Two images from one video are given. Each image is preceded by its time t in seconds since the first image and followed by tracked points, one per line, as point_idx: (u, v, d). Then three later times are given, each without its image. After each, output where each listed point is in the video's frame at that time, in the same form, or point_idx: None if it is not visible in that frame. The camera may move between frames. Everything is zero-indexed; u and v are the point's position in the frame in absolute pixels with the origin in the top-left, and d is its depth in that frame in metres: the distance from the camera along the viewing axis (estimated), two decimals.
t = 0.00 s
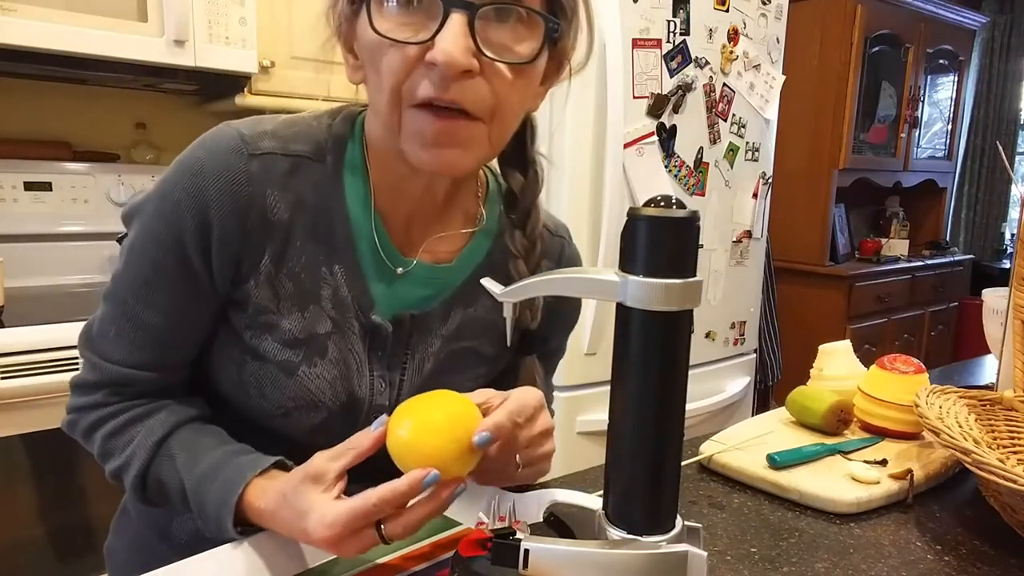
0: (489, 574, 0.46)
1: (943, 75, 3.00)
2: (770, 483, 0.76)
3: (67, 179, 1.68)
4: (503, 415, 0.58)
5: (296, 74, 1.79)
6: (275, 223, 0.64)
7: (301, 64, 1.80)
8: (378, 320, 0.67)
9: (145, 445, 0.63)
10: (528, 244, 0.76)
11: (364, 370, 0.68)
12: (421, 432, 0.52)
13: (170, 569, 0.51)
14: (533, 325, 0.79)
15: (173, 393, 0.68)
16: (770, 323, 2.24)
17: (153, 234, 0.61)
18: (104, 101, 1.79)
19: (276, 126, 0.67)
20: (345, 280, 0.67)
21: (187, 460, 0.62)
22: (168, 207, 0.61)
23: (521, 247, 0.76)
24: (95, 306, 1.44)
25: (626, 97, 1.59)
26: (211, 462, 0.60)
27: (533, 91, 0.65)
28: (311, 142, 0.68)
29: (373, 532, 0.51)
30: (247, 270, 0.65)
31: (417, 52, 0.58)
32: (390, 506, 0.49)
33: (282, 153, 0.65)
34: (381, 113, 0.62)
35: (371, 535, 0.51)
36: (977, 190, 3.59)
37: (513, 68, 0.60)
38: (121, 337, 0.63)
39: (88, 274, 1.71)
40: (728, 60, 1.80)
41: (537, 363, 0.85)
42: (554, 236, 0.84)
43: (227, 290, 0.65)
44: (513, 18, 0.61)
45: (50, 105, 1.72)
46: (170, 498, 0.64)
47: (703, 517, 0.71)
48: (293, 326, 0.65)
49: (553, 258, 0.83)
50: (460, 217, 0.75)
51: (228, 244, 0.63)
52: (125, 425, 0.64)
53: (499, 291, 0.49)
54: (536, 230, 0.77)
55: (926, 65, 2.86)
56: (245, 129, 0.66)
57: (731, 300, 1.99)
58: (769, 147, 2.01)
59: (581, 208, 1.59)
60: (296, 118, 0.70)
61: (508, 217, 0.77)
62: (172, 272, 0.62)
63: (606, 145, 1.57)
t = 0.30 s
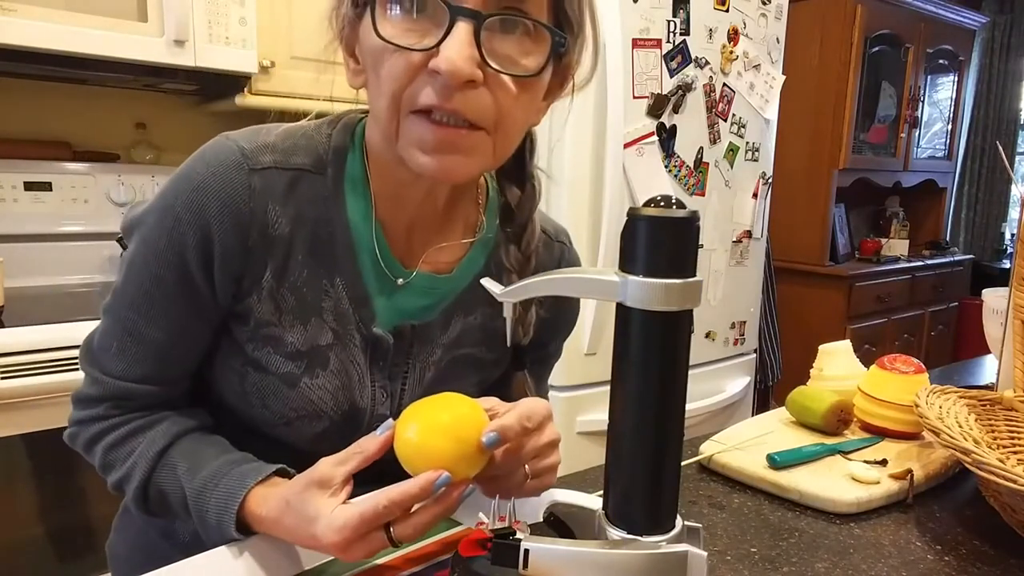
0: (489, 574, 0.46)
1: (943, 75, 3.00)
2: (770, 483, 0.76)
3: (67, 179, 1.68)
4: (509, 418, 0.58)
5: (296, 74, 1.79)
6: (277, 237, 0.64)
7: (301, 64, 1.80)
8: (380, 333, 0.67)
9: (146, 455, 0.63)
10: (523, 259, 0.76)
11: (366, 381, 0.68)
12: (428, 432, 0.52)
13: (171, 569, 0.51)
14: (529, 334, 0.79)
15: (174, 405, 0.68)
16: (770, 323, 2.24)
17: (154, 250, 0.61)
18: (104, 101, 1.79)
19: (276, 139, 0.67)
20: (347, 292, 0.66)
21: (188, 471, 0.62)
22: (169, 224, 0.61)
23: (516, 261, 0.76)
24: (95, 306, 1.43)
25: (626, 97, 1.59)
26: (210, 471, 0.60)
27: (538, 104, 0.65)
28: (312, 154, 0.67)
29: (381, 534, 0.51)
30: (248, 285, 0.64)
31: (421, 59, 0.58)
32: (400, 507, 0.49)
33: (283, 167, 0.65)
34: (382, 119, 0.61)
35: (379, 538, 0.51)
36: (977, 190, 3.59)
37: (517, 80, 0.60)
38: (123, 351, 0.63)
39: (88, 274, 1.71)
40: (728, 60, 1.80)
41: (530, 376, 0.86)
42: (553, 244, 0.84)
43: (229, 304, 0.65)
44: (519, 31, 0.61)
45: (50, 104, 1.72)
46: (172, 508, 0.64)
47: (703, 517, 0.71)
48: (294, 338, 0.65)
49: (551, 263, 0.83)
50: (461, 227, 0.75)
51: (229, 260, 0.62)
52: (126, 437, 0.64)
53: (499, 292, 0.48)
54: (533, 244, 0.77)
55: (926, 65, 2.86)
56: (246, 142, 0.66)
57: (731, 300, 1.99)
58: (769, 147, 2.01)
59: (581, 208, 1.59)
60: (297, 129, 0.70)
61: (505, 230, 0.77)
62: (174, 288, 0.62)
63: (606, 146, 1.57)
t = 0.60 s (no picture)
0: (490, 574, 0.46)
1: (943, 75, 3.00)
2: (770, 483, 0.76)
3: (67, 179, 1.68)
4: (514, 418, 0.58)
5: (296, 74, 1.79)
6: (279, 243, 0.64)
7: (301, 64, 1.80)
8: (379, 337, 0.67)
9: (146, 457, 0.63)
10: (522, 265, 0.76)
11: (367, 384, 0.68)
12: (432, 431, 0.52)
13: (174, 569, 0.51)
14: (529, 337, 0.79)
15: (174, 407, 0.68)
16: (770, 323, 2.24)
17: (157, 255, 0.61)
18: (103, 101, 1.79)
19: (279, 145, 0.67)
20: (349, 297, 0.67)
21: (188, 472, 0.62)
22: (172, 230, 0.61)
23: (515, 269, 0.76)
24: (95, 306, 1.43)
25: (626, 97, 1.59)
26: (211, 472, 0.60)
27: (546, 125, 0.65)
28: (314, 160, 0.67)
29: (385, 532, 0.51)
30: (250, 290, 0.64)
31: (433, 86, 0.58)
32: (404, 507, 0.49)
33: (286, 173, 0.65)
34: (389, 138, 0.61)
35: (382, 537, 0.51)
36: (977, 190, 3.59)
37: (527, 108, 0.60)
38: (124, 356, 0.63)
39: (88, 274, 1.71)
40: (728, 60, 1.80)
41: (528, 378, 0.86)
42: (552, 249, 0.84)
43: (230, 310, 0.65)
44: (531, 58, 0.60)
45: (50, 104, 1.72)
46: (172, 510, 0.64)
47: (703, 517, 0.71)
48: (296, 343, 0.66)
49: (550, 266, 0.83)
50: (461, 235, 0.75)
51: (231, 265, 0.62)
52: (126, 439, 0.64)
53: (499, 292, 0.48)
54: (533, 252, 0.77)
55: (926, 65, 2.86)
56: (248, 148, 0.66)
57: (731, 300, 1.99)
58: (769, 147, 2.01)
59: (582, 208, 1.59)
60: (302, 135, 0.70)
61: (505, 238, 0.77)
62: (175, 293, 0.62)
63: (606, 146, 1.57)
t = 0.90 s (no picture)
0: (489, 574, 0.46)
1: (943, 75, 3.00)
2: (770, 483, 0.76)
3: (67, 179, 1.68)
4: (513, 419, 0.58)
5: (296, 74, 1.79)
6: (280, 244, 0.64)
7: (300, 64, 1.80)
8: (379, 338, 0.67)
9: (146, 457, 0.63)
10: (522, 266, 0.76)
11: (367, 385, 0.68)
12: (434, 430, 0.53)
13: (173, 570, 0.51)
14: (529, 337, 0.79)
15: (174, 408, 0.68)
16: (770, 323, 2.24)
17: (158, 257, 0.61)
18: (103, 101, 1.79)
19: (279, 146, 0.67)
20: (349, 298, 0.67)
21: (189, 472, 0.62)
22: (172, 231, 0.61)
23: (515, 271, 0.76)
24: (95, 306, 1.43)
25: (626, 97, 1.59)
26: (211, 473, 0.60)
27: (545, 127, 0.65)
28: (314, 161, 0.67)
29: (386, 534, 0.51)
30: (251, 292, 0.64)
31: (433, 89, 0.58)
32: (404, 509, 0.49)
33: (286, 175, 0.65)
34: (390, 141, 0.62)
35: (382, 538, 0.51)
36: (977, 190, 3.59)
37: (526, 110, 0.60)
38: (124, 356, 0.63)
39: (88, 274, 1.71)
40: (728, 60, 1.80)
41: (527, 379, 0.86)
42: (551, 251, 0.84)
43: (231, 311, 0.65)
44: (531, 60, 0.60)
45: (50, 104, 1.72)
46: (172, 511, 0.64)
47: (703, 517, 0.71)
48: (297, 344, 0.66)
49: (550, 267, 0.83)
50: (461, 237, 0.75)
51: (232, 266, 0.62)
52: (127, 440, 0.64)
53: (499, 292, 0.48)
54: (532, 253, 0.77)
55: (926, 65, 2.86)
56: (249, 149, 0.66)
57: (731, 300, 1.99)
58: (769, 147, 2.01)
59: (582, 208, 1.59)
60: (303, 136, 0.70)
61: (505, 241, 0.77)
62: (176, 294, 0.62)
63: (606, 146, 1.57)
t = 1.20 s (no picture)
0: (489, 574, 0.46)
1: (943, 75, 3.00)
2: (771, 483, 0.76)
3: (67, 179, 1.68)
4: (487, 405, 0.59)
5: (296, 74, 1.79)
6: (275, 237, 0.64)
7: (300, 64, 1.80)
8: (378, 329, 0.68)
9: (146, 455, 0.63)
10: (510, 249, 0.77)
11: (366, 376, 0.69)
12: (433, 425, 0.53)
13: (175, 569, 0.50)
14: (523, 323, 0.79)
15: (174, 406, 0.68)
16: (770, 323, 2.24)
17: (154, 253, 0.60)
18: (103, 101, 1.79)
19: (271, 138, 0.67)
20: (345, 289, 0.67)
21: (189, 468, 0.62)
22: (168, 227, 0.61)
23: (503, 249, 0.76)
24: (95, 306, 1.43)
25: (626, 97, 1.58)
26: (211, 469, 0.60)
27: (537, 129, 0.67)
28: (306, 152, 0.68)
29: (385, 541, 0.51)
30: (247, 285, 0.65)
31: (430, 111, 0.58)
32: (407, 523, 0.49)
33: (279, 167, 0.65)
34: (386, 147, 0.63)
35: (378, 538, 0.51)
36: (977, 190, 3.59)
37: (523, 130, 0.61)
38: (121, 356, 0.63)
39: (88, 274, 1.71)
40: (728, 60, 1.80)
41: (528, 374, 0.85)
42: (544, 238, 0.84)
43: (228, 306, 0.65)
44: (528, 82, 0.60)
45: (50, 104, 1.72)
46: (175, 509, 0.64)
47: (703, 517, 0.71)
48: (295, 337, 0.67)
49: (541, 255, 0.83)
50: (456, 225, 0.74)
51: (229, 262, 0.63)
52: (126, 439, 0.64)
53: (500, 292, 0.49)
54: (520, 237, 0.78)
55: (926, 65, 2.87)
56: (241, 144, 0.66)
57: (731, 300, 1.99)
58: (769, 147, 2.01)
59: (582, 208, 1.59)
60: (293, 127, 0.70)
61: (494, 220, 0.77)
62: (174, 293, 0.61)
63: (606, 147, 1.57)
